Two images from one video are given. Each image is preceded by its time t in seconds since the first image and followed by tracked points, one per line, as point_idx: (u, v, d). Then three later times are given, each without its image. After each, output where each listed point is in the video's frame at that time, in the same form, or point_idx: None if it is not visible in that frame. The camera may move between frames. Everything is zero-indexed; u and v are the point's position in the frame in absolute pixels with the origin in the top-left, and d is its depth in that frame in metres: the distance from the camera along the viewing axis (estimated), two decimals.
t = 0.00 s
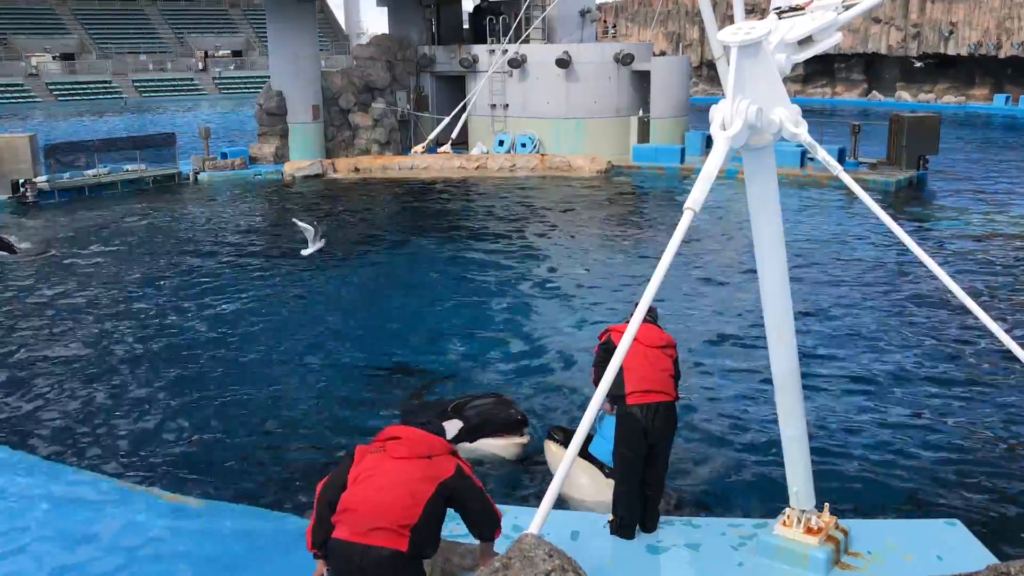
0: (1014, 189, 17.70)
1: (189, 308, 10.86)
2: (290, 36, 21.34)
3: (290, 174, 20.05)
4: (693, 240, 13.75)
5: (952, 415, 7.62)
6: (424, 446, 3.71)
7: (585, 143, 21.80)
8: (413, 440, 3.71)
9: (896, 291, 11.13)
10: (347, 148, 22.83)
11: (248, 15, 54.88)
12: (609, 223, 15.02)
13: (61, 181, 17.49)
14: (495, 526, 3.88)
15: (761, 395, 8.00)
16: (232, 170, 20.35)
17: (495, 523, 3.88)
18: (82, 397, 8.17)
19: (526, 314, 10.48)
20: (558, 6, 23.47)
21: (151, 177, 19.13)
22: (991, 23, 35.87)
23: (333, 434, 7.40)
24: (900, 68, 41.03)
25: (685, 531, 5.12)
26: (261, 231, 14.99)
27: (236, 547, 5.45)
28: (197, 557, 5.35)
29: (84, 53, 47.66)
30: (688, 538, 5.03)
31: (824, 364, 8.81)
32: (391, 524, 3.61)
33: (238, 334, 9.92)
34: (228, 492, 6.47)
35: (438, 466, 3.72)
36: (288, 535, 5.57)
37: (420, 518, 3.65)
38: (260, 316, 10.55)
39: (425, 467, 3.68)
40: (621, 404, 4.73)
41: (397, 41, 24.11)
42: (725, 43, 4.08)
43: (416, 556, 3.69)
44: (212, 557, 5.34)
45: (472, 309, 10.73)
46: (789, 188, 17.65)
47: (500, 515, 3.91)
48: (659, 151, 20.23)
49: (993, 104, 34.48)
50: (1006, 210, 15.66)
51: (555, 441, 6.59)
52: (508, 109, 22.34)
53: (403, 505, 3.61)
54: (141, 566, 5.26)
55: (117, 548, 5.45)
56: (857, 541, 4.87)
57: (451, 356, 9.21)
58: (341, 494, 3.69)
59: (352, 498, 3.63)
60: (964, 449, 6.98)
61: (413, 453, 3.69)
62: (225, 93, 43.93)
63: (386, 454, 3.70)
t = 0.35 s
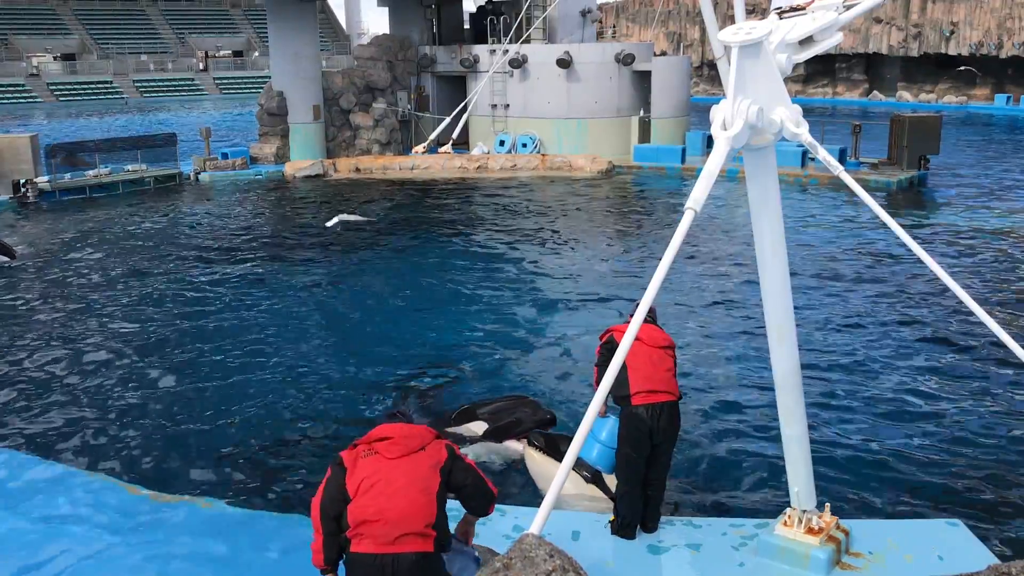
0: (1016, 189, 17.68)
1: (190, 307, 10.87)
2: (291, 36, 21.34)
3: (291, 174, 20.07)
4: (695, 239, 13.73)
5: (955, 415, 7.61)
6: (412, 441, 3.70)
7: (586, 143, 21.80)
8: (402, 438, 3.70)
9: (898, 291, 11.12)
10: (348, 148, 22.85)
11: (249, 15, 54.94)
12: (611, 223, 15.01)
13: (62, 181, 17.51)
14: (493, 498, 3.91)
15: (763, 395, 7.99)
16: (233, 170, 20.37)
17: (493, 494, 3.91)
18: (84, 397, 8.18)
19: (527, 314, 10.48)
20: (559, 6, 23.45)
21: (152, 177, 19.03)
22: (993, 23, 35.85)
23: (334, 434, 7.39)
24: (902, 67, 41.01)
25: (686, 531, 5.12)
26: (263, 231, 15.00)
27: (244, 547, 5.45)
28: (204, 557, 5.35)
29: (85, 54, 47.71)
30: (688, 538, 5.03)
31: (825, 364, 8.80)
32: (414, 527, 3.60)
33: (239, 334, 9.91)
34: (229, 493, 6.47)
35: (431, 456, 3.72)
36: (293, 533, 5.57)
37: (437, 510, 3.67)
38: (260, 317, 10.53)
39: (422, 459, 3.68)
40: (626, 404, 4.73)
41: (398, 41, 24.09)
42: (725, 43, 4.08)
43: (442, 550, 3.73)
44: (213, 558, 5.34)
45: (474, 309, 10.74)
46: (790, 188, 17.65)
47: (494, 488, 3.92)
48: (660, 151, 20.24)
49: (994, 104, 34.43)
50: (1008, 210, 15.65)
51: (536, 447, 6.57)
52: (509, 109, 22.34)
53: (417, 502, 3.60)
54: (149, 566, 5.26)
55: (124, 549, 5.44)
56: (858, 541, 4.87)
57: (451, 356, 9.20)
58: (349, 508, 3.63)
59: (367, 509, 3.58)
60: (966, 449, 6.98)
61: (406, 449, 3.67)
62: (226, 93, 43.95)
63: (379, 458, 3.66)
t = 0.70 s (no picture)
0: (1017, 189, 17.67)
1: (191, 308, 10.87)
2: (292, 36, 21.36)
3: (293, 174, 20.09)
4: (696, 239, 13.73)
5: (956, 415, 7.60)
6: (418, 444, 3.70)
7: (586, 143, 21.80)
8: (408, 441, 3.68)
9: (899, 291, 11.11)
10: (349, 148, 22.86)
11: (251, 15, 54.99)
12: (611, 224, 15.01)
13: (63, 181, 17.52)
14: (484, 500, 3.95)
15: (765, 395, 7.98)
16: (234, 170, 20.38)
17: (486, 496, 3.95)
18: (85, 398, 8.17)
19: (528, 314, 10.47)
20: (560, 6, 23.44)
21: (153, 177, 19.11)
22: (994, 23, 35.88)
23: (336, 435, 7.39)
24: (903, 67, 41.01)
25: (687, 531, 5.12)
26: (264, 231, 15.00)
27: (250, 545, 5.48)
28: (209, 557, 5.37)
29: (87, 54, 47.73)
30: (689, 538, 5.03)
31: (827, 364, 8.79)
32: (431, 529, 3.61)
33: (240, 334, 9.91)
34: (231, 494, 6.46)
35: (435, 460, 3.73)
36: (295, 534, 5.57)
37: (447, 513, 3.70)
38: (262, 317, 10.53)
39: (428, 463, 3.69)
40: (628, 405, 4.72)
41: (399, 41, 24.08)
42: (726, 43, 4.08)
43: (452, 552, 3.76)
44: (214, 560, 5.33)
45: (474, 309, 10.74)
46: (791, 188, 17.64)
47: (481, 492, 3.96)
48: (660, 151, 20.24)
49: (996, 103, 34.42)
50: (1009, 211, 15.64)
51: (517, 454, 6.48)
52: (510, 109, 22.33)
53: (431, 506, 3.62)
54: (155, 567, 5.27)
55: (131, 551, 5.44)
56: (859, 541, 4.86)
57: (452, 356, 9.20)
58: (361, 515, 3.59)
59: (383, 515, 3.56)
60: (968, 449, 6.98)
61: (412, 453, 3.67)
62: (228, 93, 43.96)
63: (386, 462, 3.63)
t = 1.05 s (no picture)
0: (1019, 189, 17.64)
1: (192, 308, 10.85)
2: (293, 36, 21.37)
3: (294, 174, 20.10)
4: (697, 240, 13.72)
5: (958, 416, 7.59)
6: (400, 452, 3.72)
7: (588, 143, 21.79)
8: (393, 450, 3.71)
9: (900, 292, 11.10)
10: (350, 147, 22.86)
11: (252, 15, 55.02)
12: (612, 224, 15.00)
13: (64, 181, 17.51)
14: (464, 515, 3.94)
15: (766, 396, 7.98)
16: (235, 170, 20.38)
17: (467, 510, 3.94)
18: (86, 397, 8.18)
19: (529, 314, 10.47)
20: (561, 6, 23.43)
21: (153, 177, 19.14)
22: (995, 23, 35.85)
23: (336, 435, 7.39)
24: (904, 67, 41.02)
25: (688, 531, 5.12)
26: (265, 231, 15.00)
27: (246, 543, 5.49)
28: (206, 555, 5.38)
29: (88, 54, 47.74)
30: (691, 538, 5.03)
31: (829, 364, 8.78)
32: (415, 532, 3.62)
33: (241, 334, 9.91)
34: (232, 493, 6.46)
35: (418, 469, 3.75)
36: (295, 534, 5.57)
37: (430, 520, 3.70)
38: (263, 317, 10.53)
39: (411, 471, 3.72)
40: (630, 406, 4.71)
41: (400, 41, 24.06)
42: (726, 43, 4.09)
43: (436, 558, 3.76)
44: (214, 558, 5.33)
45: (475, 309, 10.72)
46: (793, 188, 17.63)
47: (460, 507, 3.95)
48: (661, 151, 20.24)
49: (997, 103, 34.42)
50: (1011, 211, 15.63)
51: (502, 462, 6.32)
52: (512, 109, 22.32)
53: (414, 511, 3.63)
54: (151, 565, 5.27)
55: (126, 550, 5.44)
56: (861, 541, 4.86)
57: (453, 357, 9.19)
58: (346, 517, 3.59)
59: (367, 516, 3.56)
60: (970, 449, 6.96)
61: (397, 461, 3.69)
62: (229, 92, 43.96)
63: (370, 469, 3.65)
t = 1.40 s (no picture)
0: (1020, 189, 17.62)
1: (192, 308, 10.85)
2: (293, 35, 21.37)
3: (295, 174, 20.10)
4: (698, 240, 13.71)
5: (960, 416, 7.58)
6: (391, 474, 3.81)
7: (589, 143, 21.78)
8: (387, 468, 3.78)
9: (900, 291, 11.09)
10: (351, 147, 22.87)
11: (252, 15, 55.02)
12: (613, 224, 15.00)
13: (65, 181, 17.51)
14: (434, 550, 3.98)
15: (767, 395, 7.97)
16: (236, 170, 20.38)
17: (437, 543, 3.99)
18: (86, 397, 8.17)
19: (529, 315, 10.45)
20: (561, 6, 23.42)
21: (155, 176, 19.08)
22: (996, 23, 35.81)
23: (336, 435, 7.37)
24: (905, 66, 41.02)
25: (688, 531, 5.12)
26: (265, 230, 14.99)
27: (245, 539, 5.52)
28: (205, 552, 5.40)
29: (89, 54, 47.75)
30: (692, 538, 5.03)
31: (829, 364, 8.77)
32: (408, 534, 3.67)
33: (240, 334, 9.90)
34: (232, 493, 6.45)
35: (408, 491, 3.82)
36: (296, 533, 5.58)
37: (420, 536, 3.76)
38: (262, 317, 10.52)
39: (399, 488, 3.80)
40: (632, 408, 4.70)
41: (401, 41, 24.05)
42: (727, 43, 4.08)
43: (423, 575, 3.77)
44: (215, 557, 5.33)
45: (476, 309, 10.71)
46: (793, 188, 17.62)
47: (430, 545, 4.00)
48: (662, 151, 20.24)
49: (998, 103, 34.40)
50: (1012, 210, 15.61)
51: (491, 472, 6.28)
52: (512, 109, 22.32)
53: (408, 520, 3.69)
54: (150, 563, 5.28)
55: (126, 549, 5.45)
56: (862, 542, 4.85)
57: (453, 356, 9.18)
58: (346, 516, 3.57)
59: (367, 514, 3.58)
60: (971, 450, 6.95)
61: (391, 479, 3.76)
62: (229, 92, 43.95)
63: (367, 481, 3.69)
